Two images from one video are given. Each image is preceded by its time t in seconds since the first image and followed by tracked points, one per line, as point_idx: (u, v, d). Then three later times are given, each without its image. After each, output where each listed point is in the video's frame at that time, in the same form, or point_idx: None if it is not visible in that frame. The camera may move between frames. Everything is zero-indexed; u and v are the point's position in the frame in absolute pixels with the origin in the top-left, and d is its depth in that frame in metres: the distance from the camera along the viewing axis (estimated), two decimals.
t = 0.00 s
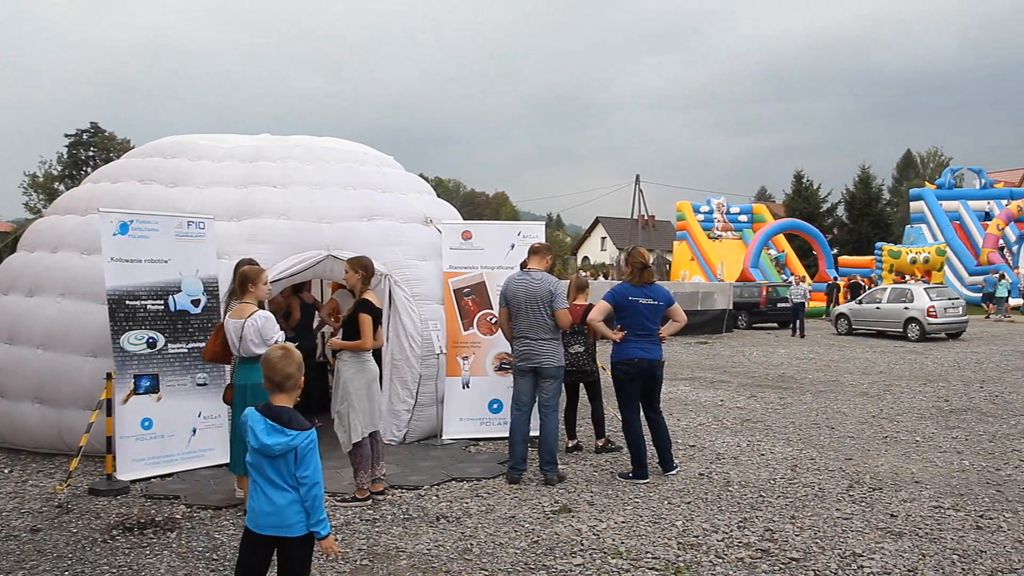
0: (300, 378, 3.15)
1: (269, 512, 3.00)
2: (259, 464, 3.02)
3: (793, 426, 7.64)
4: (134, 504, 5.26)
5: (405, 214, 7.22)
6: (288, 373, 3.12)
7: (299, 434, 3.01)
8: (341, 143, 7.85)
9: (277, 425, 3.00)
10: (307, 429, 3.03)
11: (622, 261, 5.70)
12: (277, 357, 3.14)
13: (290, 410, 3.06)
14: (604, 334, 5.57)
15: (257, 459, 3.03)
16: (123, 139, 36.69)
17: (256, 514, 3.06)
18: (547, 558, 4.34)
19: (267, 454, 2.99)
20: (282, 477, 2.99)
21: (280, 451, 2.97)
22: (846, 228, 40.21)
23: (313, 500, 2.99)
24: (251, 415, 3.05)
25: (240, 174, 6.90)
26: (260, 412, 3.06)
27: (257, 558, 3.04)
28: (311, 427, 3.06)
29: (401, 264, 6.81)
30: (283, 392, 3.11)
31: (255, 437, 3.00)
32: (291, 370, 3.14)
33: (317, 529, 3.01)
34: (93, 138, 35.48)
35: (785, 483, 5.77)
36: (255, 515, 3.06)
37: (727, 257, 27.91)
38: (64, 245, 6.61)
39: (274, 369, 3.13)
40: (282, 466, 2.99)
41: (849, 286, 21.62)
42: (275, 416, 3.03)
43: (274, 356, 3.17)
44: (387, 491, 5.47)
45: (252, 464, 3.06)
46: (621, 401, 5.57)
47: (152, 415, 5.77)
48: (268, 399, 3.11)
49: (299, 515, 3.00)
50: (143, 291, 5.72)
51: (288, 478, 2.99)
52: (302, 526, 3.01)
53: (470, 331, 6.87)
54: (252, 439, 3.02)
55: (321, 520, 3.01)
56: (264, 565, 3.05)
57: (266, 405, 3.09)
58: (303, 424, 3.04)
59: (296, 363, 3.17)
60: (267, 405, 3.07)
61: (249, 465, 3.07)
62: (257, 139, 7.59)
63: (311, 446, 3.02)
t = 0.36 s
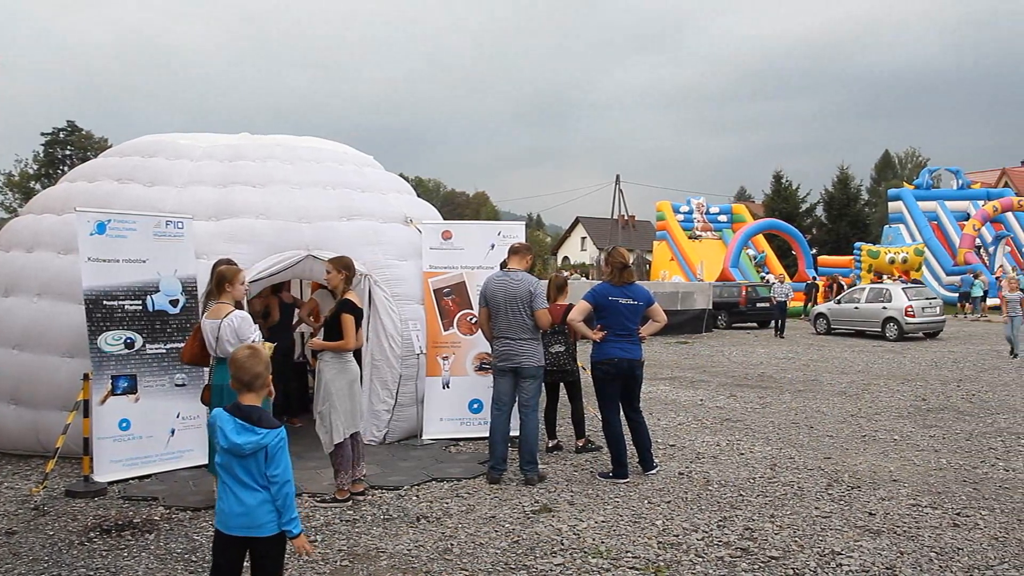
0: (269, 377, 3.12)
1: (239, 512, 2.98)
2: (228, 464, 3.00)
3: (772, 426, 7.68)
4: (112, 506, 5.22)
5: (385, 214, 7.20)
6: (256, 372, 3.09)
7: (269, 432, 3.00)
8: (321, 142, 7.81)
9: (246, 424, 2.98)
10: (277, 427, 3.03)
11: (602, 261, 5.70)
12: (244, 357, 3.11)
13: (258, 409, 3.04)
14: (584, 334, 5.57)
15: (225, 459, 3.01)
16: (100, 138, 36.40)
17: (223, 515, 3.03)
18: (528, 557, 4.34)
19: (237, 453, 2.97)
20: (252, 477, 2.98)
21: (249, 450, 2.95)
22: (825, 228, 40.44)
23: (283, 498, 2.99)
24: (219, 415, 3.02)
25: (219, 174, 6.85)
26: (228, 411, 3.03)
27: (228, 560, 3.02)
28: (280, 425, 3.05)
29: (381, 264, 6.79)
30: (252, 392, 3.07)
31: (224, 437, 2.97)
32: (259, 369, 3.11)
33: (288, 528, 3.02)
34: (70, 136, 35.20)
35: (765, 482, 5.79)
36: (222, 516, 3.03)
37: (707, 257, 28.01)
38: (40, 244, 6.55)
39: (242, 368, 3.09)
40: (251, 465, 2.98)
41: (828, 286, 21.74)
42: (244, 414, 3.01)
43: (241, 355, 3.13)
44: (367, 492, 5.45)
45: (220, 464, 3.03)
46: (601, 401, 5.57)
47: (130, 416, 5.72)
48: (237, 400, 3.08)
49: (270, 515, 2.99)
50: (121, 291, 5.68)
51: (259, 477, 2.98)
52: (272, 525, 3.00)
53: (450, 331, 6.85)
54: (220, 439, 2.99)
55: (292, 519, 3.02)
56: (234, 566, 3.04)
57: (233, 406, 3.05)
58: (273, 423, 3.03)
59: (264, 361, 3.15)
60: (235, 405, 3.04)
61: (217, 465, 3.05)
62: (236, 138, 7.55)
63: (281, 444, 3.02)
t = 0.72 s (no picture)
0: (222, 376, 3.12)
1: (194, 514, 2.97)
2: (182, 464, 3.00)
3: (755, 425, 7.71)
4: (92, 508, 5.18)
5: (368, 214, 7.18)
6: (210, 371, 3.09)
7: (222, 430, 2.99)
8: (304, 142, 7.78)
9: (199, 422, 2.98)
10: (229, 425, 3.02)
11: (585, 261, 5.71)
12: (199, 356, 3.10)
13: (212, 407, 3.04)
14: (567, 335, 5.58)
15: (178, 459, 3.00)
16: (80, 136, 36.16)
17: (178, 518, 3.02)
18: (511, 558, 4.34)
19: (190, 452, 2.96)
20: (206, 476, 2.97)
21: (202, 448, 2.94)
22: (808, 229, 40.64)
23: (237, 497, 2.98)
24: (172, 414, 3.01)
25: (202, 173, 6.82)
26: (181, 410, 3.02)
27: (185, 562, 3.00)
28: (233, 423, 3.05)
29: (364, 264, 6.78)
30: (205, 392, 3.07)
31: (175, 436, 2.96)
32: (214, 369, 3.11)
33: (245, 527, 3.01)
34: (50, 135, 35.00)
35: (747, 481, 5.81)
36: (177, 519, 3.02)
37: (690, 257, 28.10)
38: (19, 244, 6.49)
39: (197, 367, 3.09)
40: (205, 463, 2.97)
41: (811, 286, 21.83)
42: (197, 413, 3.01)
43: (196, 353, 3.13)
44: (350, 493, 5.43)
45: (174, 464, 3.03)
46: (584, 401, 5.58)
47: (111, 417, 5.69)
48: (191, 398, 3.07)
49: (224, 516, 2.98)
50: (102, 291, 5.64)
51: (212, 476, 2.97)
52: (227, 526, 2.99)
53: (433, 331, 6.86)
54: (173, 438, 2.98)
55: (247, 519, 3.01)
56: (193, 570, 3.02)
57: (186, 404, 3.05)
58: (226, 421, 3.02)
59: (218, 360, 3.14)
60: (189, 403, 3.03)
61: (172, 467, 3.04)
62: (217, 137, 7.52)
63: (234, 442, 3.01)
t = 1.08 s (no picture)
0: (184, 375, 3.11)
1: (158, 515, 2.96)
2: (144, 463, 2.98)
3: (738, 425, 7.74)
4: (74, 510, 5.15)
5: (351, 214, 7.16)
6: (169, 370, 3.08)
7: (180, 427, 2.96)
8: (287, 142, 7.75)
9: (158, 420, 2.96)
10: (189, 422, 2.99)
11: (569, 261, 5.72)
12: (158, 354, 3.09)
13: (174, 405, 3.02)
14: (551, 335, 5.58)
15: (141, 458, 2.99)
16: (61, 136, 35.94)
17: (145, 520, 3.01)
18: (495, 558, 4.34)
19: (151, 450, 2.95)
20: (168, 475, 2.96)
21: (161, 445, 2.93)
22: (791, 229, 40.81)
23: (200, 496, 2.96)
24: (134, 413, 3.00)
25: (184, 173, 6.78)
26: (143, 409, 3.01)
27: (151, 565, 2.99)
28: (193, 419, 3.02)
29: (347, 264, 6.76)
30: (165, 391, 3.07)
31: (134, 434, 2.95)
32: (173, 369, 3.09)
33: (208, 526, 2.99)
34: (31, 134, 34.80)
35: (730, 481, 5.82)
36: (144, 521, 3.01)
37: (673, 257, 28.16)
38: None
39: (157, 366, 3.08)
40: (166, 461, 2.96)
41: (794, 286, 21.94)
42: (158, 410, 2.99)
43: (157, 352, 3.13)
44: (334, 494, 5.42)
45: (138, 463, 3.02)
46: (568, 402, 5.58)
47: (92, 418, 5.65)
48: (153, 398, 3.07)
49: (188, 516, 2.96)
50: (83, 291, 5.60)
51: (175, 474, 2.96)
52: (192, 527, 2.97)
53: (417, 331, 6.85)
54: (134, 436, 2.97)
55: (210, 518, 2.99)
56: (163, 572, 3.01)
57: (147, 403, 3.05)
58: (185, 418, 3.00)
59: (178, 360, 3.13)
60: (150, 402, 3.03)
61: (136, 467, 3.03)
62: (200, 136, 7.48)
63: (194, 439, 2.99)
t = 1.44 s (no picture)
0: (156, 376, 3.09)
1: (133, 520, 2.93)
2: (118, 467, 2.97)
3: (721, 424, 7.76)
4: (53, 512, 5.11)
5: (334, 214, 7.13)
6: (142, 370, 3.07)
7: (153, 428, 2.95)
8: (270, 142, 7.71)
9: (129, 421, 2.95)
10: (162, 423, 2.98)
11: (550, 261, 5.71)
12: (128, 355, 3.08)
13: (147, 406, 3.01)
14: (534, 335, 5.59)
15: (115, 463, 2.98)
16: (40, 135, 35.68)
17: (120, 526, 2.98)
18: (478, 558, 4.33)
19: (125, 453, 2.94)
20: (142, 477, 2.94)
21: (134, 446, 2.92)
22: (773, 229, 40.99)
23: (175, 497, 2.94)
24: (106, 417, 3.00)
25: (165, 172, 6.74)
26: (116, 412, 3.00)
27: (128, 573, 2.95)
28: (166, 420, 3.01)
29: (329, 264, 6.74)
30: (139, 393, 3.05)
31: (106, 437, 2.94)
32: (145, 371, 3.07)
33: (185, 528, 2.97)
34: (10, 133, 34.54)
35: (713, 480, 5.84)
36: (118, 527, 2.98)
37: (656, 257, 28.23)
38: None
39: (129, 367, 3.07)
40: (141, 463, 2.94)
41: (775, 286, 22.03)
42: (129, 412, 2.98)
43: (129, 353, 3.12)
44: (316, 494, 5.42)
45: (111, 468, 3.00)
46: (551, 401, 5.58)
47: (72, 419, 5.61)
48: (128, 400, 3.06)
49: (164, 518, 2.94)
50: (63, 292, 5.56)
51: (149, 476, 2.95)
52: (168, 529, 2.95)
53: (399, 331, 6.83)
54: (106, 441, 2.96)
55: (187, 519, 2.97)
56: None
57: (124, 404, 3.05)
58: (158, 419, 2.99)
59: (151, 360, 3.11)
60: (124, 404, 3.02)
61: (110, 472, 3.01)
62: (181, 135, 7.43)
63: (168, 440, 2.98)
